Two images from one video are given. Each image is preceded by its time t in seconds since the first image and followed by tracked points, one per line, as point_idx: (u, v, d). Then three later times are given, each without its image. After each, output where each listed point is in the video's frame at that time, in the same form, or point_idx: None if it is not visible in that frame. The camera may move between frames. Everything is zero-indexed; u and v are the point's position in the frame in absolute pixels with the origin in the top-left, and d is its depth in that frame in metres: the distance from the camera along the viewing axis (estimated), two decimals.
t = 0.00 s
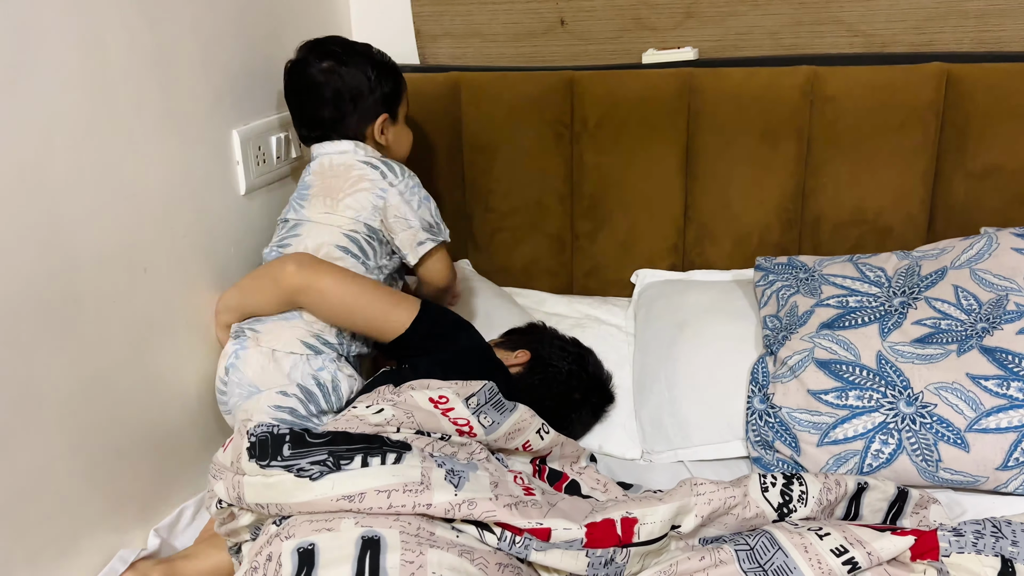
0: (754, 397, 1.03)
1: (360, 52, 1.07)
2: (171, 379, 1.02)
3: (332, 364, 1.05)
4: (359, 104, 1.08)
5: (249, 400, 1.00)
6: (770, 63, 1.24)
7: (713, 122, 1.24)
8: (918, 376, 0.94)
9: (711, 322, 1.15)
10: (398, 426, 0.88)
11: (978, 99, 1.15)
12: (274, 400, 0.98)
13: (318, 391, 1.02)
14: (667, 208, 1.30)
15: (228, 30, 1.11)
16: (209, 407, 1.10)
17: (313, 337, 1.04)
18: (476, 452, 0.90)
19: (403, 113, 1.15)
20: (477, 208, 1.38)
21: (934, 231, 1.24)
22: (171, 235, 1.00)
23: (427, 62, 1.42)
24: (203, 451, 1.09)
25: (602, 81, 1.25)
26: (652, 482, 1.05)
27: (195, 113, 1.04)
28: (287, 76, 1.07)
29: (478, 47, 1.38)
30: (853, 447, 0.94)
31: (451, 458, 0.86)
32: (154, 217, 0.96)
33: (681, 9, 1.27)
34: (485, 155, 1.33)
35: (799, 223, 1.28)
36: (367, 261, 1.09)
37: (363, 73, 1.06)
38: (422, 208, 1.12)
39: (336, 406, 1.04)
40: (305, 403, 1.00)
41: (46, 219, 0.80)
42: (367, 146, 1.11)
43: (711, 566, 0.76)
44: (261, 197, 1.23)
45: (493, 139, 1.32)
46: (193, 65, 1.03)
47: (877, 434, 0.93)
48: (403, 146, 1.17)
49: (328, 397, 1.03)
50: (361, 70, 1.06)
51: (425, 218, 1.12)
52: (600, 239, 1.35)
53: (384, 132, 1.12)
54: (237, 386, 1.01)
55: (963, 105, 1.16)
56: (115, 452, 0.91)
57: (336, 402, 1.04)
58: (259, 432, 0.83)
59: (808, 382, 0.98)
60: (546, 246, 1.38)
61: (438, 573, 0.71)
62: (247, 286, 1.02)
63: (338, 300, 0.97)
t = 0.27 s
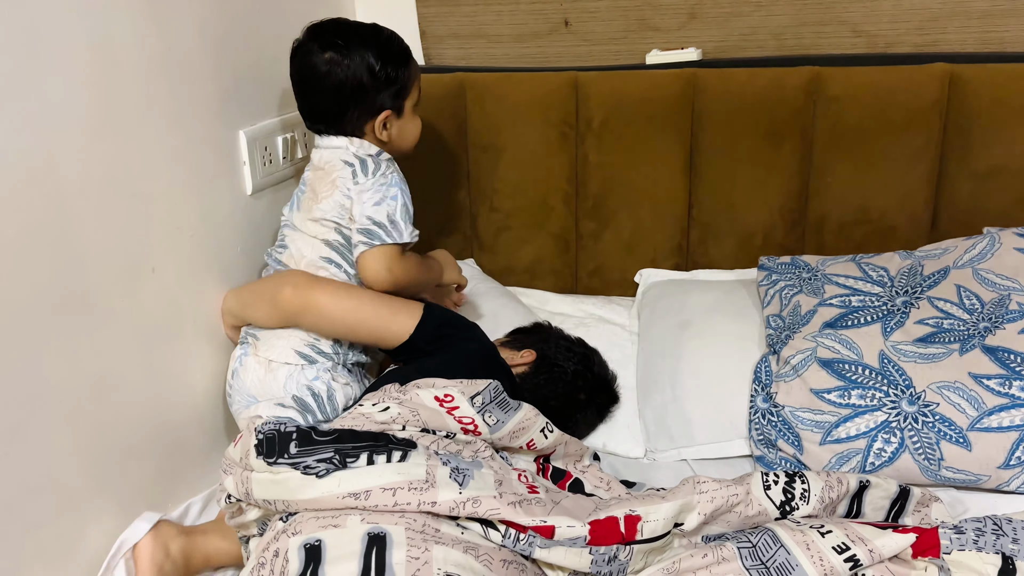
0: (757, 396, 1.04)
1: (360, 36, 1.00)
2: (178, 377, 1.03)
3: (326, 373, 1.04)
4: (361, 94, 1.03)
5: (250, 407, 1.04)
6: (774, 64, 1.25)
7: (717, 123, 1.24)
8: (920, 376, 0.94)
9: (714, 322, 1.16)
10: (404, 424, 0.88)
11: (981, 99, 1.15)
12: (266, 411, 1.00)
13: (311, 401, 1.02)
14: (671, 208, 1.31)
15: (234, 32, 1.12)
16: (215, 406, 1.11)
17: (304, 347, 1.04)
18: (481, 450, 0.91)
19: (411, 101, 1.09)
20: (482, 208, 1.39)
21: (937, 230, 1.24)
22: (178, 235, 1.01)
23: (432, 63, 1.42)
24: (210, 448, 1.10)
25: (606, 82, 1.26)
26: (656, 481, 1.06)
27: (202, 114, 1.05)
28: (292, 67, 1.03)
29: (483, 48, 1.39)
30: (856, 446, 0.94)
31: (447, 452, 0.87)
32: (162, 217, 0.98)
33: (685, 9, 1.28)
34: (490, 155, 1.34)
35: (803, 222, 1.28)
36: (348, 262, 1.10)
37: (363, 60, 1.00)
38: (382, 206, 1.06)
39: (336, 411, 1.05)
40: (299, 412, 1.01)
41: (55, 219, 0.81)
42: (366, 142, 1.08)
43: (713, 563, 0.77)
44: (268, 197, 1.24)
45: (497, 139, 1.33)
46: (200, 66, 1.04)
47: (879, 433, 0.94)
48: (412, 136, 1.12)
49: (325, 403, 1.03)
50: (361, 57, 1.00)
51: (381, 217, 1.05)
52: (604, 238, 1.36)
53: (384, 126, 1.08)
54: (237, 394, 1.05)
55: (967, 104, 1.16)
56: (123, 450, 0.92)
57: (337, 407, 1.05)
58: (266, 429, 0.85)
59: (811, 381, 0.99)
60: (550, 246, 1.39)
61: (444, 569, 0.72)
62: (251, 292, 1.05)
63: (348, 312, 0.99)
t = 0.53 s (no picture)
0: (756, 397, 1.04)
1: (330, 28, 0.99)
2: (181, 377, 1.04)
3: (313, 375, 1.07)
4: (328, 88, 1.01)
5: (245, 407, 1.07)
6: (775, 66, 1.25)
7: (718, 125, 1.25)
8: (919, 377, 0.95)
9: (714, 323, 1.17)
10: (399, 424, 0.90)
11: (981, 101, 1.15)
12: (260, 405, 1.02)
13: (301, 402, 1.04)
14: (672, 210, 1.32)
15: (238, 35, 1.13)
16: (218, 405, 1.12)
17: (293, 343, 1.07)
18: (477, 448, 0.92)
19: (386, 97, 1.05)
20: (484, 210, 1.39)
21: (938, 232, 1.25)
22: (181, 236, 1.02)
23: (435, 65, 1.43)
24: (212, 447, 1.11)
25: (607, 84, 1.27)
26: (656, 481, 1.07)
27: (204, 116, 1.06)
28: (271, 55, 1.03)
29: (485, 50, 1.40)
30: (854, 447, 0.95)
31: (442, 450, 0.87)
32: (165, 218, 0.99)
33: (686, 12, 1.28)
34: (491, 157, 1.35)
35: (803, 224, 1.29)
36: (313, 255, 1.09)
37: (328, 54, 0.98)
38: (303, 193, 1.02)
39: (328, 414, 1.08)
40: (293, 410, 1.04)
41: (59, 220, 0.82)
42: (332, 134, 1.07)
43: (708, 561, 0.78)
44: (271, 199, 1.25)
45: (499, 141, 1.34)
46: (203, 69, 1.05)
47: (878, 434, 0.94)
48: (389, 130, 1.08)
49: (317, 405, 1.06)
50: (325, 52, 0.98)
51: (292, 202, 1.01)
52: (605, 240, 1.36)
53: (354, 118, 1.05)
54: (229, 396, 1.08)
55: (967, 106, 1.16)
56: (126, 449, 0.93)
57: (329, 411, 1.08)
58: (263, 429, 0.85)
59: (810, 382, 0.99)
60: (551, 247, 1.39)
61: (440, 566, 0.73)
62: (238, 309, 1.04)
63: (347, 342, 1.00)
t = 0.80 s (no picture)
0: (757, 397, 1.05)
1: (279, 21, 0.97)
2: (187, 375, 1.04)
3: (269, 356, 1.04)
4: (263, 83, 0.99)
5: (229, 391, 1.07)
6: (777, 68, 1.26)
7: (721, 126, 1.25)
8: (919, 377, 0.95)
9: (716, 323, 1.17)
10: (401, 422, 0.91)
11: (983, 103, 1.16)
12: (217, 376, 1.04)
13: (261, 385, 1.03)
14: (674, 211, 1.32)
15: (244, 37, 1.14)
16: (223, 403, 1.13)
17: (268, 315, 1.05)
18: (478, 447, 0.92)
19: (333, 98, 1.01)
20: (487, 210, 1.40)
21: (939, 233, 1.25)
22: (188, 235, 1.03)
23: (439, 66, 1.44)
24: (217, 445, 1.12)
25: (610, 85, 1.27)
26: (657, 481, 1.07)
27: (211, 117, 1.07)
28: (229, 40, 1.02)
29: (489, 52, 1.41)
30: (855, 446, 0.95)
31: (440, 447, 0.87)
32: (172, 217, 0.99)
33: (689, 14, 1.29)
34: (494, 158, 1.36)
35: (805, 225, 1.29)
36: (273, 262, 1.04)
37: (266, 48, 0.97)
38: (238, 220, 0.97)
39: (286, 403, 1.02)
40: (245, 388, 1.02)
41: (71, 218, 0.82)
42: (272, 132, 1.02)
43: (708, 558, 0.78)
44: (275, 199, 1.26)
45: (502, 142, 1.35)
46: (210, 69, 1.06)
47: (878, 434, 0.95)
48: (334, 130, 1.04)
49: (278, 387, 1.03)
50: (263, 45, 0.97)
51: (232, 235, 0.97)
52: (608, 241, 1.37)
53: (291, 118, 1.01)
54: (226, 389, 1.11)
55: (970, 108, 1.17)
56: (134, 446, 0.93)
57: (288, 400, 1.02)
58: (266, 426, 0.85)
59: (811, 382, 1.00)
60: (554, 248, 1.40)
61: (441, 562, 0.73)
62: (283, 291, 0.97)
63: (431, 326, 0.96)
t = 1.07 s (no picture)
0: (762, 395, 1.05)
1: (273, 20, 0.99)
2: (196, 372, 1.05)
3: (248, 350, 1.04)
4: (245, 78, 1.00)
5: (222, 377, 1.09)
6: (781, 68, 1.26)
7: (724, 126, 1.26)
8: (923, 375, 0.96)
9: (720, 322, 1.18)
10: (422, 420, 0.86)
11: (986, 103, 1.16)
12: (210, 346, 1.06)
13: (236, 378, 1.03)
14: (679, 210, 1.33)
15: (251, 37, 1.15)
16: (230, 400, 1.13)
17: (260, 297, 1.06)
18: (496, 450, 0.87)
19: (313, 107, 1.01)
20: (492, 210, 1.41)
21: (943, 232, 1.25)
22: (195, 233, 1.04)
23: (444, 67, 1.45)
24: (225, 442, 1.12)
25: (615, 86, 1.28)
26: (662, 478, 1.08)
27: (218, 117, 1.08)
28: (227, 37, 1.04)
29: (494, 52, 1.42)
30: (859, 444, 0.96)
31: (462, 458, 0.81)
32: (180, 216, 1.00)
33: (693, 14, 1.30)
34: (499, 158, 1.37)
35: (809, 224, 1.30)
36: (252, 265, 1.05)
37: (252, 44, 0.99)
38: (212, 231, 0.98)
39: (246, 403, 1.01)
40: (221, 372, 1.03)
41: (81, 216, 0.83)
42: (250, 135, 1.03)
43: (715, 564, 0.79)
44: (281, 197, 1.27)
45: (507, 142, 1.35)
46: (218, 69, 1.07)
47: (882, 432, 0.95)
48: (311, 139, 1.03)
49: (245, 379, 1.03)
50: (250, 40, 0.99)
51: (208, 246, 0.97)
52: (613, 240, 1.38)
53: (268, 117, 1.01)
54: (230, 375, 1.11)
55: (973, 108, 1.17)
56: (143, 442, 0.94)
57: (247, 399, 1.01)
58: (306, 438, 0.78)
59: (815, 380, 1.00)
60: (558, 247, 1.41)
61: (452, 560, 0.72)
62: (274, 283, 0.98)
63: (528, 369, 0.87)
